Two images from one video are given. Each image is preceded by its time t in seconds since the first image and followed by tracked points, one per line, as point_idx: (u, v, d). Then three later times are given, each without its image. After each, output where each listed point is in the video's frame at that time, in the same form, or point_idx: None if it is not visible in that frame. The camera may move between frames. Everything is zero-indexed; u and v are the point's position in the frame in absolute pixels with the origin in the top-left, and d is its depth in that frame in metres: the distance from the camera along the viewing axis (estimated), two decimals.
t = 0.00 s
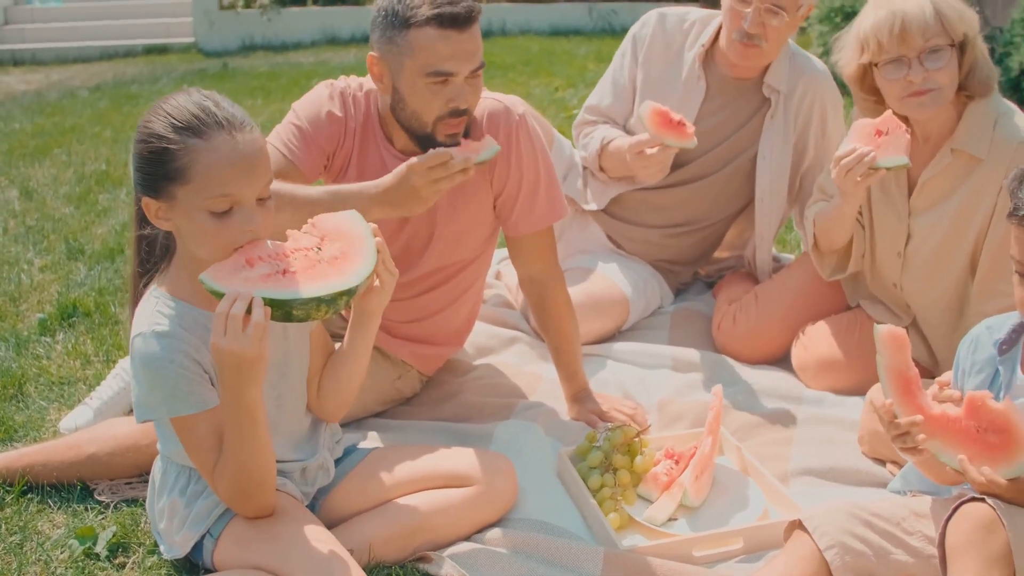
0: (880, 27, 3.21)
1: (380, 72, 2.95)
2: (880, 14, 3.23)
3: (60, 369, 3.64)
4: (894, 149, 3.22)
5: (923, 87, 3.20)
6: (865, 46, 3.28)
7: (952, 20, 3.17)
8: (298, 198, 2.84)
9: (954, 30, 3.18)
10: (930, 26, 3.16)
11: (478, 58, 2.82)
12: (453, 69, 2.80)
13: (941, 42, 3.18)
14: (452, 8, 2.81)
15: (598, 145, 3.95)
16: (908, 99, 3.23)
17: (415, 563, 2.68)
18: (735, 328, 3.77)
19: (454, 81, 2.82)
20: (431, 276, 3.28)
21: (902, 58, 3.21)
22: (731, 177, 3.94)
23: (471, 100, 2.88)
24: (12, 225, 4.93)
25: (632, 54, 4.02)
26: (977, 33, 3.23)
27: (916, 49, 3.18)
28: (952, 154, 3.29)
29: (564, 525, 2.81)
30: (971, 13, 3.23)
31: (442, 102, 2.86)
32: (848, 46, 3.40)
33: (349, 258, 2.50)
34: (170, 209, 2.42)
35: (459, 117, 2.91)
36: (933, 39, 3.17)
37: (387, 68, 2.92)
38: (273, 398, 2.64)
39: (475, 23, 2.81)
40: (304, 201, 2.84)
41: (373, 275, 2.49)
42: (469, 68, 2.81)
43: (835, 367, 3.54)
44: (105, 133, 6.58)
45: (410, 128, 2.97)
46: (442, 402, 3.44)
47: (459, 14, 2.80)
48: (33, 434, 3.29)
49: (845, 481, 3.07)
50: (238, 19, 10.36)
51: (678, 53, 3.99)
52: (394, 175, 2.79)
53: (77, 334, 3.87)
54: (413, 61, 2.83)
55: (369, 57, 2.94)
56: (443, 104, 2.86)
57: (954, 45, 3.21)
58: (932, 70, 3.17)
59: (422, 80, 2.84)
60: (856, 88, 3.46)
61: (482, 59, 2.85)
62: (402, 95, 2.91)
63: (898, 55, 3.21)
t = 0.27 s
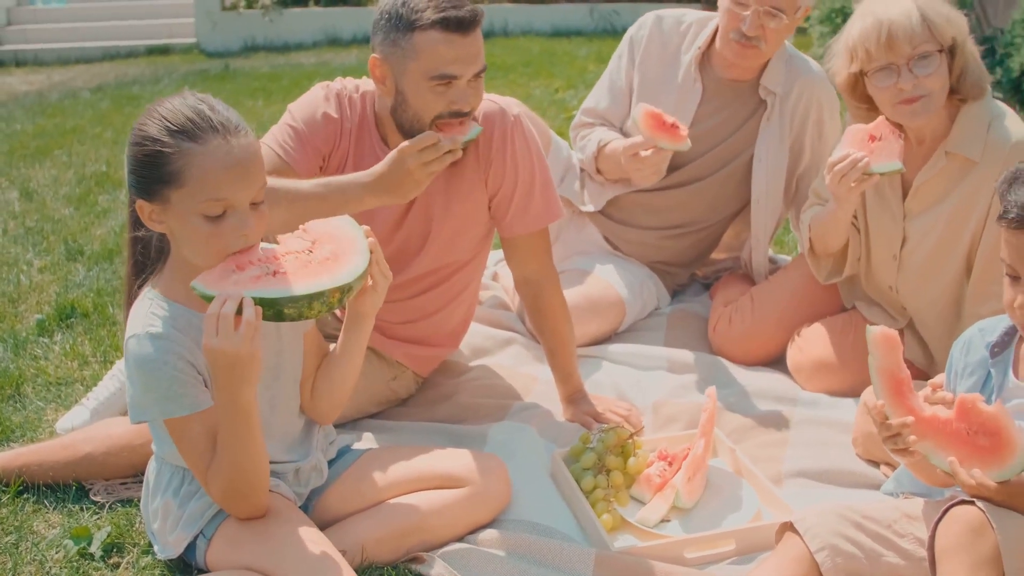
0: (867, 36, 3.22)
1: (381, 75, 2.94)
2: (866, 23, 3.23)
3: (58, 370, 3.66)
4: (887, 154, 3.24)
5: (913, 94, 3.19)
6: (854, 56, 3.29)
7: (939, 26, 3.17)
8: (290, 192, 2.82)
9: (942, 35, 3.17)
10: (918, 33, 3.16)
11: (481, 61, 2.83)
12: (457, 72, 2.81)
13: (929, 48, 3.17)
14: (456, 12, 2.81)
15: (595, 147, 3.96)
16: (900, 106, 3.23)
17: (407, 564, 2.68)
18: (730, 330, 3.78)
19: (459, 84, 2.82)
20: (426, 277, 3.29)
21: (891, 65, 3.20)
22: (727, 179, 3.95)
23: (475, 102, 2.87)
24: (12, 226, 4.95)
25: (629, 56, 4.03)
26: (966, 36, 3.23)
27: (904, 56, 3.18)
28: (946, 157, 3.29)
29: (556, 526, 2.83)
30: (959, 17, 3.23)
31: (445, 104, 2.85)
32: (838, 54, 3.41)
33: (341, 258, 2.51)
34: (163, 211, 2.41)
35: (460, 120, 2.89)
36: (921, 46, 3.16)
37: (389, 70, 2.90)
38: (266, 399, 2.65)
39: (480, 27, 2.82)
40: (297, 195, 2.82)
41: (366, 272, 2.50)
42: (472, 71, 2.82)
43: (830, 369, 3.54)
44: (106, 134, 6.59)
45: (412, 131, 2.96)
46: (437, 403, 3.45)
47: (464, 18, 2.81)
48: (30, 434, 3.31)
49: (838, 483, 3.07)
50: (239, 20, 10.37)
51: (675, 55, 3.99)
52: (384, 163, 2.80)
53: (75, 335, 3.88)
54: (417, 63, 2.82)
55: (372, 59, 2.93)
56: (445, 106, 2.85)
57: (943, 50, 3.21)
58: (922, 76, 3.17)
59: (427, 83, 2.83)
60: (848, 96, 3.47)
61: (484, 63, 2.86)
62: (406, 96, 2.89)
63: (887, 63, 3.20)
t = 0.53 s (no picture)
0: (859, 42, 3.24)
1: (373, 80, 2.93)
2: (859, 28, 3.26)
3: (54, 370, 3.67)
4: (883, 157, 3.25)
5: (906, 99, 3.21)
6: (847, 60, 3.31)
7: (931, 30, 3.19)
8: (285, 191, 2.84)
9: (934, 39, 3.20)
10: (910, 39, 3.18)
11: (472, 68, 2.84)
12: (448, 78, 2.82)
13: (922, 53, 3.19)
14: (447, 19, 2.82)
15: (590, 147, 3.97)
16: (892, 112, 3.26)
17: (399, 563, 2.69)
18: (725, 331, 3.78)
19: (449, 90, 2.83)
20: (420, 279, 3.29)
21: (884, 70, 3.22)
22: (723, 179, 3.95)
23: (465, 107, 2.87)
24: (11, 225, 4.96)
25: (625, 57, 4.03)
26: (960, 38, 3.24)
27: (897, 61, 3.20)
28: (941, 158, 3.29)
29: (548, 526, 2.83)
30: (952, 20, 3.25)
31: (435, 109, 2.85)
32: (832, 59, 3.44)
33: (327, 258, 2.53)
34: (159, 221, 2.42)
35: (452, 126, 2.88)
36: (913, 51, 3.19)
37: (381, 75, 2.90)
38: (258, 400, 2.66)
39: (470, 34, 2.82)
40: (291, 193, 2.83)
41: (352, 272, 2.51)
42: (463, 77, 2.83)
43: (824, 370, 3.54)
44: (106, 134, 6.61)
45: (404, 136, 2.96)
46: (432, 404, 3.46)
47: (454, 25, 2.82)
48: (26, 434, 3.32)
49: (831, 484, 3.08)
50: (241, 20, 10.39)
51: (671, 56, 3.99)
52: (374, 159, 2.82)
53: (72, 334, 3.90)
54: (408, 71, 2.83)
55: (363, 65, 2.93)
56: (435, 111, 2.86)
57: (936, 53, 3.22)
58: (914, 81, 3.18)
59: (418, 92, 2.84)
60: (842, 100, 3.51)
61: (474, 69, 2.88)
62: (398, 104, 2.90)
63: (880, 69, 3.23)
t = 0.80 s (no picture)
0: (855, 45, 3.24)
1: (361, 83, 2.95)
2: (854, 31, 3.26)
3: (50, 370, 3.69)
4: (877, 159, 3.22)
5: (901, 102, 3.21)
6: (842, 62, 3.32)
7: (927, 33, 3.20)
8: (276, 193, 2.87)
9: (930, 43, 3.21)
10: (906, 43, 3.19)
11: (459, 67, 2.86)
12: (436, 79, 2.83)
13: (917, 57, 3.20)
14: (432, 21, 2.84)
15: (584, 147, 3.97)
16: (886, 116, 3.27)
17: (389, 564, 2.71)
18: (718, 332, 3.79)
19: (437, 91, 2.85)
20: (412, 281, 3.30)
21: (879, 74, 3.23)
22: (717, 180, 3.95)
23: (453, 107, 2.90)
24: (10, 226, 4.99)
25: (620, 57, 4.04)
26: (954, 41, 3.26)
27: (892, 65, 3.20)
28: (933, 159, 3.30)
29: (538, 527, 2.84)
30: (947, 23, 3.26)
31: (425, 111, 2.88)
32: (826, 58, 3.44)
33: (325, 269, 2.54)
34: (153, 224, 2.42)
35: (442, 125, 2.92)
36: (909, 55, 3.19)
37: (368, 78, 2.92)
38: (249, 399, 2.67)
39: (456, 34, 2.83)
40: (282, 196, 2.85)
41: (347, 285, 2.52)
42: (450, 78, 2.84)
43: (817, 371, 3.55)
44: (106, 134, 6.63)
45: (393, 138, 2.99)
46: (425, 404, 3.47)
47: (439, 26, 2.83)
48: (21, 434, 3.34)
49: (822, 485, 3.08)
50: (242, 21, 10.42)
51: (666, 56, 4.00)
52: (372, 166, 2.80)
53: (68, 335, 3.92)
54: (395, 73, 2.85)
55: (350, 69, 2.96)
56: (424, 114, 2.88)
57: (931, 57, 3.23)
58: (909, 85, 3.18)
59: (406, 94, 2.85)
60: (835, 101, 3.52)
61: (462, 70, 2.89)
62: (387, 109, 2.92)
63: (875, 73, 3.23)
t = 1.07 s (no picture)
0: (853, 50, 3.24)
1: (343, 86, 3.03)
2: (852, 36, 3.26)
3: (46, 371, 3.71)
4: (868, 178, 3.24)
5: (895, 111, 3.22)
6: (838, 65, 3.32)
7: (926, 42, 3.21)
8: (263, 207, 2.90)
9: (928, 52, 3.22)
10: (904, 49, 3.19)
11: (437, 68, 2.89)
12: (411, 80, 2.87)
13: (915, 64, 3.20)
14: (408, 20, 2.88)
15: (577, 149, 3.99)
16: (883, 122, 3.25)
17: (378, 566, 2.73)
18: (710, 335, 3.81)
19: (414, 92, 2.89)
20: (404, 284, 3.32)
21: (876, 79, 3.23)
22: (710, 182, 3.97)
23: (431, 110, 2.94)
24: (9, 227, 5.01)
25: (613, 60, 4.06)
26: (952, 49, 3.26)
27: (889, 71, 3.21)
28: (928, 164, 3.30)
29: (527, 530, 2.86)
30: (945, 32, 3.27)
31: (402, 113, 2.93)
32: (823, 62, 3.44)
33: (319, 284, 2.54)
34: (147, 225, 2.44)
35: (420, 127, 2.97)
36: (907, 62, 3.20)
37: (351, 80, 2.98)
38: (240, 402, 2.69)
39: (432, 35, 2.88)
40: (268, 208, 2.90)
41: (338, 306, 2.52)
42: (427, 79, 2.88)
43: (808, 374, 3.56)
44: (106, 135, 6.66)
45: (373, 139, 3.03)
46: (417, 407, 3.49)
47: (414, 26, 2.87)
48: (15, 435, 3.36)
49: (810, 488, 3.10)
50: (243, 21, 10.44)
51: (658, 58, 4.01)
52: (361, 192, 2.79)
53: (64, 336, 3.94)
54: (372, 73, 2.90)
55: (335, 71, 3.02)
56: (403, 115, 2.93)
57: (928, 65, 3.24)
58: (905, 93, 3.20)
59: (383, 92, 2.90)
60: (829, 105, 3.50)
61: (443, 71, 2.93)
62: (365, 108, 2.96)
63: (872, 77, 3.23)
